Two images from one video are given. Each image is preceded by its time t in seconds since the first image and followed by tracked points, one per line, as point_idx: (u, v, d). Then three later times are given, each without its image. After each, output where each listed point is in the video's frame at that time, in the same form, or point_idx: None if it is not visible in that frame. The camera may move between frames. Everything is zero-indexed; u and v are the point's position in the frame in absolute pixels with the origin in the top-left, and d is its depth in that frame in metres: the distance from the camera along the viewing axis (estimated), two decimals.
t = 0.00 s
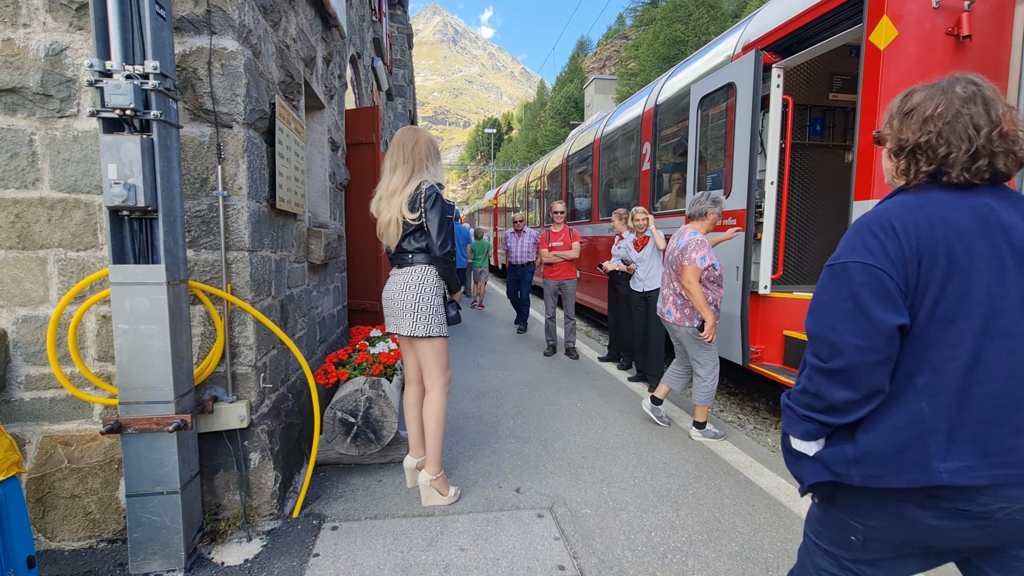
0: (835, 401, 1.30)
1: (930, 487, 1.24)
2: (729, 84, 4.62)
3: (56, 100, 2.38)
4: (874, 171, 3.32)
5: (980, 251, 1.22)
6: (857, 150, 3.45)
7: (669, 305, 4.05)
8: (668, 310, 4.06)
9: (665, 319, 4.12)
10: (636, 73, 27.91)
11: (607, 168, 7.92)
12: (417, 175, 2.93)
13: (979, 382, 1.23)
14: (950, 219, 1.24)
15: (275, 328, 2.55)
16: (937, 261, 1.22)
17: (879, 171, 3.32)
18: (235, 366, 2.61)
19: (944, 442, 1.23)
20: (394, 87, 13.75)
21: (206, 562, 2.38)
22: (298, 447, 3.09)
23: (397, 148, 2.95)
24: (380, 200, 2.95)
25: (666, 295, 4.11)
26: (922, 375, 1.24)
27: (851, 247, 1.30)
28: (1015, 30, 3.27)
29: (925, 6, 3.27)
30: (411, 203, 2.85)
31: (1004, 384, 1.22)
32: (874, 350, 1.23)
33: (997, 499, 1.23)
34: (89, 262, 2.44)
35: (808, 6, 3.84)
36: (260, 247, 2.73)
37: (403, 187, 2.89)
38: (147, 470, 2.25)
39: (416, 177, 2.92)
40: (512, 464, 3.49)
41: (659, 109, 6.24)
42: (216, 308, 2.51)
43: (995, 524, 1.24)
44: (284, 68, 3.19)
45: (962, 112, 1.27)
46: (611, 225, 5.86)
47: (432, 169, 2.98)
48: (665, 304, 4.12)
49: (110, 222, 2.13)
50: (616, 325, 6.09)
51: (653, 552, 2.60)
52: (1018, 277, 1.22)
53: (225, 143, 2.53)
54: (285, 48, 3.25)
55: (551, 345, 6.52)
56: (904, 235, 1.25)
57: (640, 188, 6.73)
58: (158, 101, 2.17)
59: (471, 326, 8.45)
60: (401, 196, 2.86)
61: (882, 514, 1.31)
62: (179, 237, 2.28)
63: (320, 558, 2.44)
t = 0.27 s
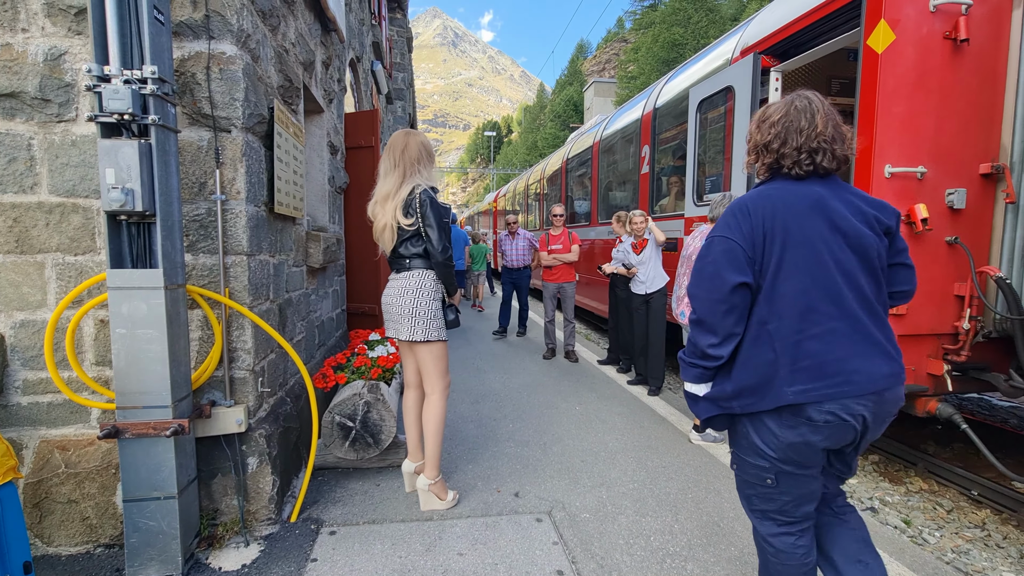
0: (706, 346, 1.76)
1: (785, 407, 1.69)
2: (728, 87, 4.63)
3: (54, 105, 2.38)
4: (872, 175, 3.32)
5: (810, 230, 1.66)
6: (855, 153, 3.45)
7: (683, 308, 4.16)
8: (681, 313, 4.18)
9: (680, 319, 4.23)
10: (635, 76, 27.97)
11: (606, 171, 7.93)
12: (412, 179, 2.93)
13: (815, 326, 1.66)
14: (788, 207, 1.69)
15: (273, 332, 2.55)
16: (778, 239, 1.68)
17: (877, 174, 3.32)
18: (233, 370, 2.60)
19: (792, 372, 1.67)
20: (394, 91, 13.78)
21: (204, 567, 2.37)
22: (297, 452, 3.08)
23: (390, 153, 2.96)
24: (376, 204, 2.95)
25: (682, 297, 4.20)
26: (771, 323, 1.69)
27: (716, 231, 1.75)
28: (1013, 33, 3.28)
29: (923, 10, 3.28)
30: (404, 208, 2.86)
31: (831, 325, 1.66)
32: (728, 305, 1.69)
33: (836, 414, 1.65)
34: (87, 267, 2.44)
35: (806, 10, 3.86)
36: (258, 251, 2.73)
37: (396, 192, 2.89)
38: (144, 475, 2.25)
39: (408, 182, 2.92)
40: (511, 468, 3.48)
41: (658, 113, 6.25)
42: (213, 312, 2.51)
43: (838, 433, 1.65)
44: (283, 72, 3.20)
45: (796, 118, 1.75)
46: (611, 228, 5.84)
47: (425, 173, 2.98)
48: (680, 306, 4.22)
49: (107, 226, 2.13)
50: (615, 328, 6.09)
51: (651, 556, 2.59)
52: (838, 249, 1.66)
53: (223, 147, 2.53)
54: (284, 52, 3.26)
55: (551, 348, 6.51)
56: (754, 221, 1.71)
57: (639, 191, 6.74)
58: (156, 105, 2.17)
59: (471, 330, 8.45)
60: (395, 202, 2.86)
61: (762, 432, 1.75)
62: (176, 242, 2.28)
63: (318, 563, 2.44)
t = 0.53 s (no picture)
0: (644, 337, 2.10)
1: (707, 387, 2.04)
2: (727, 88, 4.64)
3: (54, 106, 2.38)
4: (871, 176, 3.33)
5: (725, 242, 2.04)
6: (854, 154, 3.46)
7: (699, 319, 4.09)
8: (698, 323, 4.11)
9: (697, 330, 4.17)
10: (635, 77, 28.00)
11: (606, 172, 7.94)
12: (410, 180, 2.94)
13: (727, 320, 2.05)
14: (706, 225, 2.06)
15: (272, 333, 2.55)
16: (699, 248, 2.05)
17: (876, 176, 3.32)
18: (232, 371, 2.60)
19: (712, 356, 2.04)
20: (394, 92, 13.80)
21: (202, 568, 2.37)
22: (296, 452, 3.08)
23: (383, 155, 2.98)
24: (374, 205, 2.95)
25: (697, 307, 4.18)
26: (694, 317, 2.05)
27: (651, 241, 2.10)
28: (1010, 35, 3.28)
29: (921, 11, 3.28)
30: (396, 210, 2.87)
31: (741, 319, 2.05)
32: (660, 302, 2.04)
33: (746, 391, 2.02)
34: (86, 267, 2.44)
35: (804, 12, 3.87)
36: (257, 252, 2.73)
37: (389, 193, 2.90)
38: (143, 475, 2.24)
39: (399, 183, 2.92)
40: (510, 469, 3.48)
41: (657, 114, 6.26)
42: (212, 313, 2.51)
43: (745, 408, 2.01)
44: (283, 73, 3.20)
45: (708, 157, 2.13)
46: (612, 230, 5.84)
47: (422, 174, 2.99)
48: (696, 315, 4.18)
49: (107, 227, 2.13)
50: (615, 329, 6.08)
51: (651, 557, 2.59)
52: (745, 257, 2.05)
53: (223, 148, 2.53)
54: (284, 53, 3.26)
55: (551, 349, 6.51)
56: (680, 234, 2.07)
57: (638, 192, 6.74)
58: (156, 106, 2.17)
59: (471, 331, 8.45)
60: (387, 203, 2.87)
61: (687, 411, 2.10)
62: (176, 243, 2.28)
63: (317, 564, 2.43)
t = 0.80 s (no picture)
0: (602, 307, 2.48)
1: (645, 350, 2.48)
2: (729, 87, 4.62)
3: (54, 103, 2.38)
4: (874, 175, 3.31)
5: (667, 234, 2.50)
6: (855, 153, 3.44)
7: (724, 309, 3.96)
8: (721, 314, 3.98)
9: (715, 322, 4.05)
10: (636, 77, 27.97)
11: (608, 171, 7.92)
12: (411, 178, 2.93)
13: (664, 297, 2.50)
14: (655, 218, 2.52)
15: (272, 331, 2.54)
16: (648, 237, 2.49)
17: (878, 174, 3.30)
18: (232, 369, 2.60)
19: (652, 324, 2.47)
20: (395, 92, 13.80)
21: (202, 567, 2.37)
22: (296, 451, 3.08)
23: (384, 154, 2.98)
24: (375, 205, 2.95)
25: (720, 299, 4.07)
26: (641, 292, 2.49)
27: (611, 227, 2.50)
28: (1012, 33, 3.27)
29: (923, 10, 3.27)
30: (395, 209, 2.87)
31: (675, 297, 2.51)
32: (617, 279, 2.44)
33: (670, 355, 2.49)
34: (86, 265, 2.43)
35: (806, 10, 3.84)
36: (258, 250, 2.73)
37: (389, 192, 2.90)
38: (142, 474, 2.24)
39: (399, 182, 2.91)
40: (511, 468, 3.47)
41: (659, 113, 6.25)
42: (212, 311, 2.50)
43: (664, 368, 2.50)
44: (283, 71, 3.19)
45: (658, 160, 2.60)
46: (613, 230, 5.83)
47: (424, 173, 2.98)
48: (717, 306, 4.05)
49: (106, 224, 2.13)
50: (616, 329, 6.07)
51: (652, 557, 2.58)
52: (682, 248, 2.52)
53: (223, 146, 2.53)
54: (285, 51, 3.25)
55: (552, 348, 6.49)
56: (635, 224, 2.50)
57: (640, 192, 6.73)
58: (155, 103, 2.16)
59: (472, 330, 8.44)
60: (387, 202, 2.87)
61: (620, 370, 2.55)
62: (175, 240, 2.27)
63: (316, 562, 2.43)
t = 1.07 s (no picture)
0: (565, 309, 2.79)
1: (604, 345, 2.77)
2: (742, 86, 4.56)
3: (70, 105, 2.41)
4: (891, 173, 3.24)
5: (622, 241, 2.80)
6: (872, 151, 3.38)
7: (774, 271, 3.88)
8: (769, 276, 3.89)
9: (756, 281, 3.97)
10: (649, 76, 27.82)
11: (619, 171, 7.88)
12: (421, 178, 2.93)
13: (620, 298, 2.79)
14: (612, 229, 2.83)
15: (283, 330, 2.56)
16: (605, 245, 2.79)
17: (896, 173, 3.24)
18: (243, 368, 2.62)
19: (610, 323, 2.76)
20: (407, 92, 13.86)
21: (212, 564, 2.39)
22: (306, 450, 3.10)
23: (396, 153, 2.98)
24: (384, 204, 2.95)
25: (765, 259, 3.99)
26: (601, 294, 2.77)
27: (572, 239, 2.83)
28: None
29: (941, 6, 3.20)
30: (405, 209, 2.88)
31: (632, 297, 2.79)
32: (578, 283, 2.75)
33: (627, 348, 2.76)
34: (101, 264, 2.47)
35: (821, 7, 3.78)
36: (269, 250, 2.75)
37: (399, 191, 2.91)
38: (154, 470, 2.26)
39: (410, 181, 2.92)
40: (520, 468, 3.46)
41: (671, 112, 6.20)
42: (224, 310, 2.53)
43: (625, 360, 2.77)
44: (295, 72, 3.22)
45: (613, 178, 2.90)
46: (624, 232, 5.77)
47: (435, 173, 2.97)
48: (762, 267, 3.97)
49: (120, 224, 2.15)
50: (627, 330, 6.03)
51: (662, 560, 2.55)
52: (638, 252, 2.81)
53: (234, 146, 2.55)
54: (296, 52, 3.27)
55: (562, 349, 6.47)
56: (593, 235, 2.81)
57: (652, 191, 6.68)
58: (168, 104, 2.19)
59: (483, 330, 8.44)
60: (397, 202, 2.88)
61: (583, 361, 2.86)
62: (187, 240, 2.30)
63: (325, 561, 2.44)
